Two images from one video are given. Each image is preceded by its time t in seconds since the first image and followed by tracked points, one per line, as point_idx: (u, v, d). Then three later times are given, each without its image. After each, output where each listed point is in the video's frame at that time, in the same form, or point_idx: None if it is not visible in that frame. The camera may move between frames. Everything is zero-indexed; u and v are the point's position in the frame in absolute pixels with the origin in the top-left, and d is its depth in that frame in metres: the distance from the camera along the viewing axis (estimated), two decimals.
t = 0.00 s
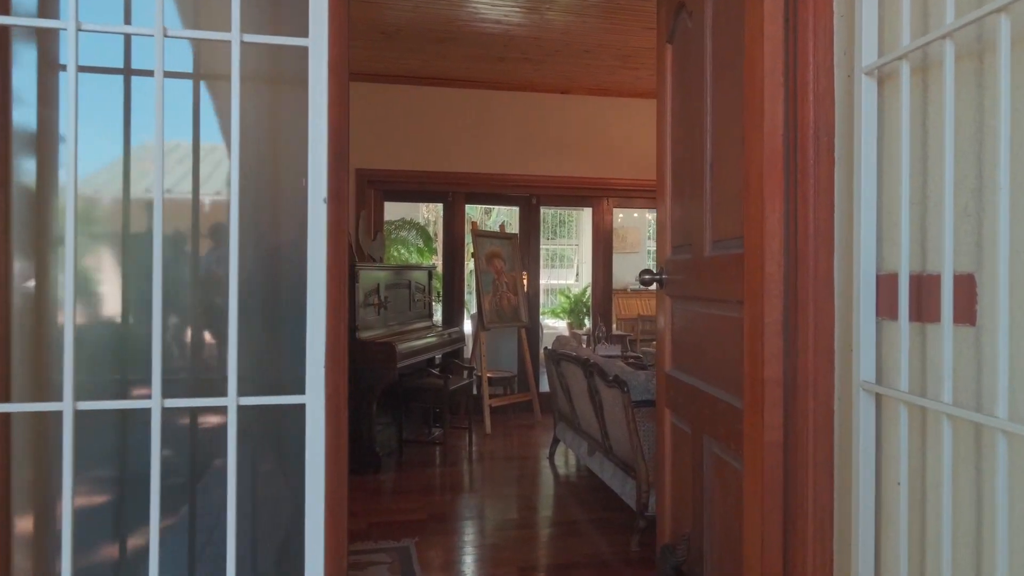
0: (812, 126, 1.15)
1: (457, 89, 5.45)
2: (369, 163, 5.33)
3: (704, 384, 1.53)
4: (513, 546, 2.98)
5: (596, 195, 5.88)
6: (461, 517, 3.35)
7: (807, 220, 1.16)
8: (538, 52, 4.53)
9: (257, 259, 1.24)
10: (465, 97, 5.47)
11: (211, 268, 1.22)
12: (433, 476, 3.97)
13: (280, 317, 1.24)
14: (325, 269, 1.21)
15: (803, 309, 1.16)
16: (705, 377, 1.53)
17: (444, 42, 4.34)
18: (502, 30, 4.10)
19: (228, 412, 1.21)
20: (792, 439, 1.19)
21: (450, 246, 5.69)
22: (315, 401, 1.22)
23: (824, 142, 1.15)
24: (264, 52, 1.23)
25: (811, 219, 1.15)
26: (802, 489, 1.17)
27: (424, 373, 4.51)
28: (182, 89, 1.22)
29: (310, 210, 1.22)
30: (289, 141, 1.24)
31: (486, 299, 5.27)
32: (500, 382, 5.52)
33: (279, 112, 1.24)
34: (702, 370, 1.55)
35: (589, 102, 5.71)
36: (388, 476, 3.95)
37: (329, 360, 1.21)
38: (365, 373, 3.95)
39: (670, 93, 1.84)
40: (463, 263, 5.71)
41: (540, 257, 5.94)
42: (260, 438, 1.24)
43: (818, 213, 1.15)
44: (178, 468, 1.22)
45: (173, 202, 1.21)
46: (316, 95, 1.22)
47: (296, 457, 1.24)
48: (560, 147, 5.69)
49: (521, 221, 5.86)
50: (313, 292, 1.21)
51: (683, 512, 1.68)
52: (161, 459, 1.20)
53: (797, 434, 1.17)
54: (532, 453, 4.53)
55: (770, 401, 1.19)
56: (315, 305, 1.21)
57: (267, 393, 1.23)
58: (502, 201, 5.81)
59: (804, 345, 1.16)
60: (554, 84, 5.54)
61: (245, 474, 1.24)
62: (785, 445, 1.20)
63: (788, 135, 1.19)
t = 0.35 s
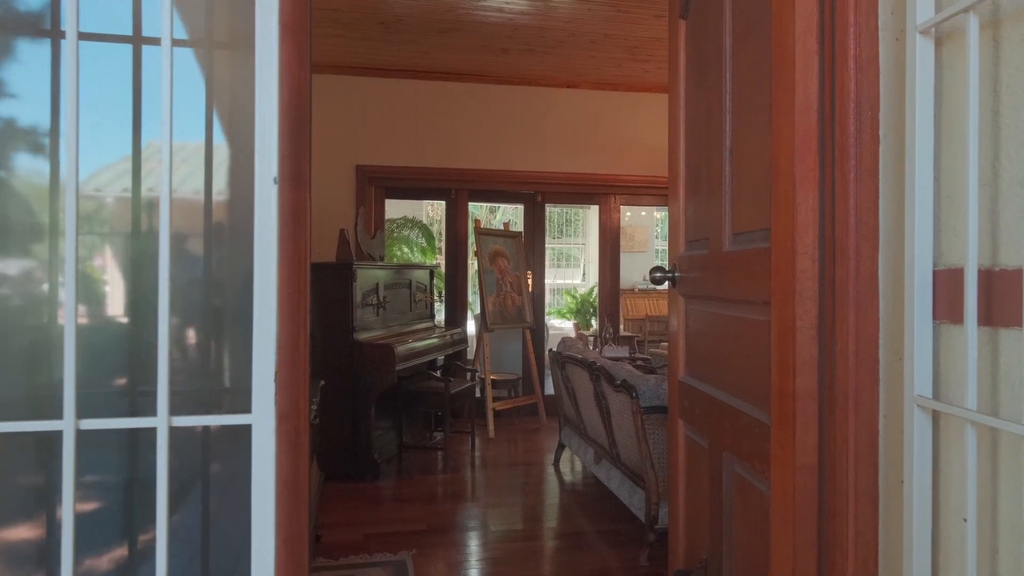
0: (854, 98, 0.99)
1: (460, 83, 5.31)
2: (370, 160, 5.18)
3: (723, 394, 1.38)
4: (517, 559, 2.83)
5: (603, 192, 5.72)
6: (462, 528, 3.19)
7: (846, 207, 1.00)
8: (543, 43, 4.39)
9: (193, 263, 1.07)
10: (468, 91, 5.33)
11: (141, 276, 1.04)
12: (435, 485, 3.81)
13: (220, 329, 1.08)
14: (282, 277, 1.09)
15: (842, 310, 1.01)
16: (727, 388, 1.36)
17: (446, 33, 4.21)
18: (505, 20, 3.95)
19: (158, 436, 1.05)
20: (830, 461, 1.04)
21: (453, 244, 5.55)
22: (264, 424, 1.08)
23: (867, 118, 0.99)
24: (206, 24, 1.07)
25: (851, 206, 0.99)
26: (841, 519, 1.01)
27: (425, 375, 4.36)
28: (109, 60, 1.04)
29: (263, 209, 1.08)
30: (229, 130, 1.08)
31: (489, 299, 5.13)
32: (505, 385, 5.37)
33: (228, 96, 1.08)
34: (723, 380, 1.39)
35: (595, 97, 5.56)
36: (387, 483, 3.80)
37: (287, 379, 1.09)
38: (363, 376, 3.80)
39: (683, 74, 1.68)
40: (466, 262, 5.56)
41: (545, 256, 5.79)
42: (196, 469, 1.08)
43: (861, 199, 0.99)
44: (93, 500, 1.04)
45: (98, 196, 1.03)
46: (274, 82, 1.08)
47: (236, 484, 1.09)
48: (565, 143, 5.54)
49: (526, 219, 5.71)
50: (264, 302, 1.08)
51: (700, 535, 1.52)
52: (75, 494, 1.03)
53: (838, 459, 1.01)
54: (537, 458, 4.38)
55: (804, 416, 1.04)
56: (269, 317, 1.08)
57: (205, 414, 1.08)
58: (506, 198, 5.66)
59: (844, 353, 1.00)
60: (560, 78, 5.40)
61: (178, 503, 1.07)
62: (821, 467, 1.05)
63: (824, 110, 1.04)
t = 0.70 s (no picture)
0: (901, 63, 0.87)
1: (473, 77, 5.20)
2: (382, 157, 5.09)
3: (747, 400, 1.25)
4: (529, 569, 2.71)
5: (619, 189, 5.58)
6: (471, 535, 3.08)
7: (890, 185, 0.87)
8: (558, 35, 4.28)
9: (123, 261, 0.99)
10: (481, 86, 5.23)
11: (59, 271, 0.96)
12: (448, 489, 3.70)
13: (159, 333, 1.00)
14: (231, 280, 1.00)
15: (887, 303, 0.88)
16: (751, 394, 1.24)
17: (457, 25, 4.12)
18: (519, 10, 3.85)
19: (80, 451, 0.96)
20: (870, 477, 0.91)
21: (466, 242, 5.44)
22: (206, 437, 1.00)
23: (916, 83, 0.87)
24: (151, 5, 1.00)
25: (898, 184, 0.87)
26: (886, 544, 0.88)
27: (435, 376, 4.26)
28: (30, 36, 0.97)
29: (208, 207, 0.99)
30: (173, 123, 1.00)
31: (502, 298, 5.02)
32: (519, 386, 5.25)
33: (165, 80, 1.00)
34: (746, 384, 1.26)
35: (611, 92, 5.43)
36: (396, 487, 3.69)
37: (238, 390, 1.01)
38: (372, 377, 3.70)
39: (703, 52, 1.55)
40: (479, 261, 5.45)
41: (560, 255, 5.66)
42: (132, 484, 0.99)
43: (908, 177, 0.87)
44: (8, 516, 0.96)
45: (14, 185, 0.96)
46: (224, 68, 1.00)
47: (180, 501, 1.00)
48: (581, 139, 5.41)
49: (540, 217, 5.59)
50: (205, 306, 0.99)
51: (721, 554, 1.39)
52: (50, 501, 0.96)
53: (881, 475, 0.89)
54: (551, 462, 4.26)
55: (842, 426, 0.91)
56: (213, 322, 1.00)
57: (141, 425, 0.99)
58: (520, 196, 5.54)
59: (890, 354, 0.88)
60: (575, 72, 5.27)
61: (112, 519, 0.99)
62: (860, 486, 0.92)
63: (866, 78, 0.91)
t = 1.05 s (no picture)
0: (949, 19, 0.74)
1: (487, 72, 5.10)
2: (394, 154, 5.01)
3: (769, 410, 1.12)
4: None
5: (637, 186, 5.44)
6: (479, 544, 2.96)
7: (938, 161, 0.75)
8: (573, 23, 4.18)
9: (9, 246, 0.83)
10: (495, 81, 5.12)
11: None
12: (461, 494, 3.59)
13: (63, 340, 0.84)
14: (143, 276, 0.85)
15: (933, 300, 0.75)
16: (774, 405, 1.11)
17: (470, 14, 4.03)
18: None
19: None
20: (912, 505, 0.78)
21: (479, 241, 5.33)
22: (102, 463, 0.83)
23: (969, 42, 0.74)
24: None
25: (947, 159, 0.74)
26: None
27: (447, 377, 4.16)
28: None
29: (110, 185, 0.83)
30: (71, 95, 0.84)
31: (516, 298, 4.91)
32: (533, 388, 5.13)
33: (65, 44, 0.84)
34: (767, 392, 1.14)
35: (628, 86, 5.29)
36: (406, 492, 3.59)
37: (152, 411, 0.86)
38: (380, 378, 3.61)
39: (719, 30, 1.42)
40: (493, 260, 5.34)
41: (576, 254, 5.53)
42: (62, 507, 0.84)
43: (959, 152, 0.74)
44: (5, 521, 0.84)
45: None
46: (141, 29, 0.85)
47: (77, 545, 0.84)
48: (597, 135, 5.28)
49: (555, 215, 5.46)
50: (106, 310, 0.83)
51: None
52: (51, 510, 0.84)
53: (922, 506, 0.76)
54: (566, 467, 4.13)
55: (879, 443, 0.79)
56: (113, 324, 0.83)
57: (34, 448, 0.84)
58: (535, 193, 5.42)
59: (936, 360, 0.75)
60: (591, 66, 5.15)
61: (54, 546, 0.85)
62: (901, 514, 0.79)
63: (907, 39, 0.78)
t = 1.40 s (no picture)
0: None
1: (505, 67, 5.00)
2: (410, 151, 4.94)
3: (794, 420, 1.00)
4: None
5: (660, 182, 5.29)
6: (494, 552, 2.86)
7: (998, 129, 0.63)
8: (591, 13, 4.05)
9: None
10: (514, 76, 5.02)
11: None
12: (476, 499, 3.49)
13: None
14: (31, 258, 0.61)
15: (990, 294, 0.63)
16: (800, 414, 0.98)
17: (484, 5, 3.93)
18: None
19: None
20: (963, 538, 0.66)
21: (498, 239, 5.23)
22: None
23: None
24: None
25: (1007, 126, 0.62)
26: None
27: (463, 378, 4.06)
28: None
29: None
30: None
31: (534, 297, 4.79)
32: (553, 390, 5.01)
33: None
34: (792, 399, 1.02)
35: (650, 80, 5.15)
36: (419, 496, 3.51)
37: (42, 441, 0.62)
38: (393, 379, 3.54)
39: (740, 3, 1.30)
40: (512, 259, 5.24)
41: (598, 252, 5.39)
42: None
43: None
44: None
45: None
46: None
47: None
48: (618, 130, 5.15)
49: (575, 212, 5.33)
50: None
51: None
52: None
53: (977, 540, 0.64)
54: (585, 471, 4.01)
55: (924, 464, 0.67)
56: None
57: None
58: (555, 190, 5.30)
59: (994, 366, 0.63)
60: (612, 59, 5.02)
61: None
62: (949, 547, 0.67)
63: None
